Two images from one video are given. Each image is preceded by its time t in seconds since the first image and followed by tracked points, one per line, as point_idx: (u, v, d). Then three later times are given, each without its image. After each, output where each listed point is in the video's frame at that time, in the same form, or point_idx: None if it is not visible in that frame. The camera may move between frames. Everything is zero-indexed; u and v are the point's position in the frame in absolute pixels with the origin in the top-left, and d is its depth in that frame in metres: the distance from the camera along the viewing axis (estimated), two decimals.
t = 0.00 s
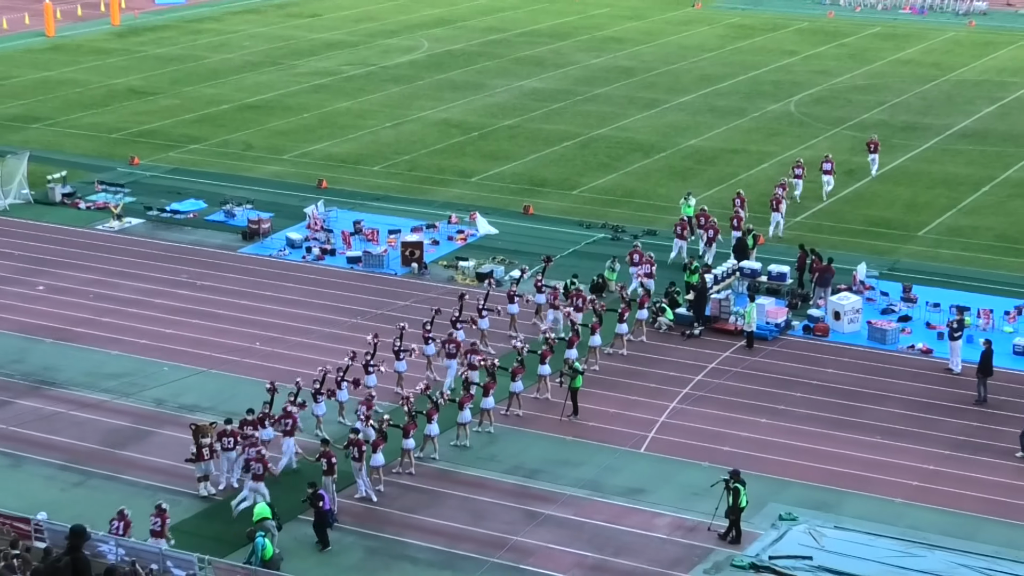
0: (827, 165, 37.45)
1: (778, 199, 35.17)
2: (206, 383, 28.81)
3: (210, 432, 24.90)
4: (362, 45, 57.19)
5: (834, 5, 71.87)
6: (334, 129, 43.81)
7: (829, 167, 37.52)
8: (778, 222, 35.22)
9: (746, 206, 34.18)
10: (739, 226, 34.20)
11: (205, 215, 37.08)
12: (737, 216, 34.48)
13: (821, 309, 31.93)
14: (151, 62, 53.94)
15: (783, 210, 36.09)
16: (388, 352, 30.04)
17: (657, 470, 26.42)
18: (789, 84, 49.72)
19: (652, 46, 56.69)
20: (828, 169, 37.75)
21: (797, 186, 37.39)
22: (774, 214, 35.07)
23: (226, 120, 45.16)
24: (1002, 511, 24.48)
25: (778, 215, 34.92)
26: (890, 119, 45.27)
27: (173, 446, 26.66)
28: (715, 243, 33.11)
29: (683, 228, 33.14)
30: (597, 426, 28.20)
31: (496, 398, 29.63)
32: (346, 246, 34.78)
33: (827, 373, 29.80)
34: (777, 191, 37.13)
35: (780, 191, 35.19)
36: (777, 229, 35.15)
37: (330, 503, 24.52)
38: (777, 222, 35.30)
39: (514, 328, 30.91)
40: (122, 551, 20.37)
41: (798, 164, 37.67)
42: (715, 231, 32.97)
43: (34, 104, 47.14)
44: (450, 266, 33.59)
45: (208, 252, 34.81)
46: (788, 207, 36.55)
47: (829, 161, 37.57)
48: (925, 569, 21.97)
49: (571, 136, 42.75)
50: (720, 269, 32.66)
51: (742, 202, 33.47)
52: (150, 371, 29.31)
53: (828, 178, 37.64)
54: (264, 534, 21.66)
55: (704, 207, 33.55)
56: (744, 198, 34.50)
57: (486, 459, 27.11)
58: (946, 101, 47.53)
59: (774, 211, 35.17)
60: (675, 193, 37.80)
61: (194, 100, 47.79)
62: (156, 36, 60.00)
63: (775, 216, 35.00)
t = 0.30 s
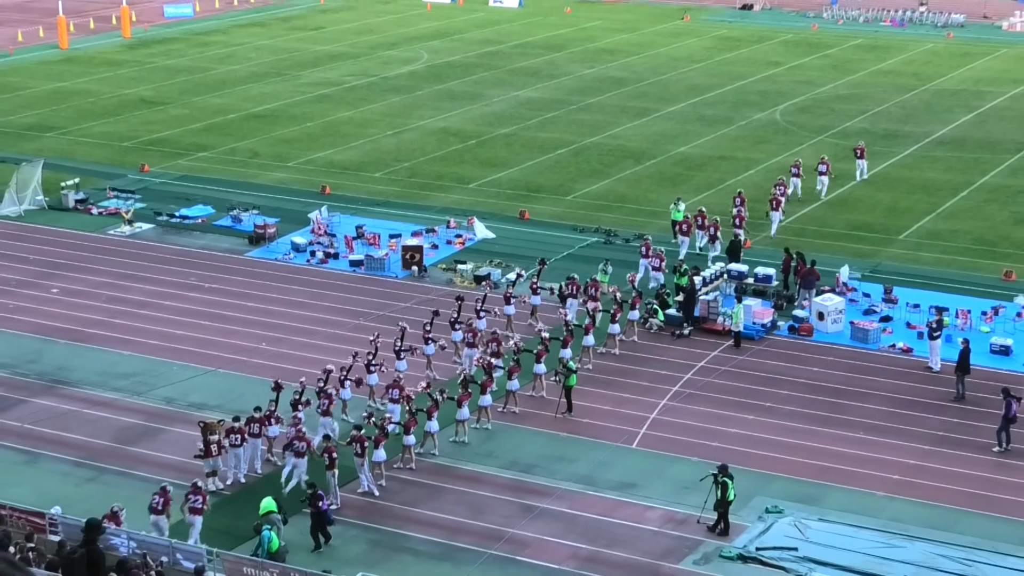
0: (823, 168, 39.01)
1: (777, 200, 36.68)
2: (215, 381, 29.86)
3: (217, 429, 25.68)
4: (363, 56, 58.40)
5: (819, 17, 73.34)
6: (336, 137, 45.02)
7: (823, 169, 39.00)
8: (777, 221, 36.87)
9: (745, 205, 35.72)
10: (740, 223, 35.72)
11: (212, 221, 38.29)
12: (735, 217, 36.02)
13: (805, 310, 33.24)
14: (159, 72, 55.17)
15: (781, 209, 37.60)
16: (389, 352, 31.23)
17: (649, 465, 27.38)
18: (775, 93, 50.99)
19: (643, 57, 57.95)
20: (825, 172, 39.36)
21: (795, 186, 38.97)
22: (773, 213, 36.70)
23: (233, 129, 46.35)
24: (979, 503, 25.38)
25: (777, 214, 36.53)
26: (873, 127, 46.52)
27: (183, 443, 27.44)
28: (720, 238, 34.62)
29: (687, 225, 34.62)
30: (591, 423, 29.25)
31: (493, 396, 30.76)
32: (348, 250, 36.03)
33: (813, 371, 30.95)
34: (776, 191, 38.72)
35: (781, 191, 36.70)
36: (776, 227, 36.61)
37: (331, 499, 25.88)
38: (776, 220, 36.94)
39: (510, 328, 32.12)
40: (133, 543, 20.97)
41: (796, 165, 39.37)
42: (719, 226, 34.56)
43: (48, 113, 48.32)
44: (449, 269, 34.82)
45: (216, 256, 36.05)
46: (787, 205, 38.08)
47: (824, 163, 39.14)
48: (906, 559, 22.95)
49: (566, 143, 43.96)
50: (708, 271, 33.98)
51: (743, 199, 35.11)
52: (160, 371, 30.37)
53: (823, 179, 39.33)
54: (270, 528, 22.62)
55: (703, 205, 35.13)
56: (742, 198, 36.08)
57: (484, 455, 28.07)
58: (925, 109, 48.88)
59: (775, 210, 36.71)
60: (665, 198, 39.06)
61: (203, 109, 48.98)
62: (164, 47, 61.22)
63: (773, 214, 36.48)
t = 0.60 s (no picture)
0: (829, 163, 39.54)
1: (784, 197, 37.13)
2: (210, 384, 29.85)
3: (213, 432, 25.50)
4: (359, 60, 58.50)
5: (813, 20, 73.56)
6: (333, 141, 45.12)
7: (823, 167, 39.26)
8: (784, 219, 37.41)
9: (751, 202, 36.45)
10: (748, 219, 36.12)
11: (209, 224, 38.38)
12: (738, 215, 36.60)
13: (800, 313, 33.28)
14: (156, 77, 55.23)
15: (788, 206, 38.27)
16: (384, 355, 31.25)
17: (644, 467, 27.36)
18: (770, 97, 51.13)
19: (637, 61, 58.08)
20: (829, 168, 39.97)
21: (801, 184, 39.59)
22: (780, 212, 37.28)
23: (230, 133, 46.43)
24: (974, 505, 25.40)
25: (784, 211, 37.10)
26: (867, 130, 46.63)
27: (178, 445, 27.38)
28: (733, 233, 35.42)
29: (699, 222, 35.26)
30: (587, 425, 29.25)
31: (489, 399, 30.72)
32: (344, 253, 36.10)
33: (808, 374, 31.01)
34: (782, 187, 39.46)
35: (787, 188, 37.20)
36: (783, 223, 37.32)
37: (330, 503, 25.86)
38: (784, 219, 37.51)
39: (507, 331, 32.15)
40: (129, 547, 20.95)
41: (801, 163, 40.09)
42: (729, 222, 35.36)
43: (45, 117, 48.40)
44: (445, 271, 34.92)
45: (212, 260, 36.10)
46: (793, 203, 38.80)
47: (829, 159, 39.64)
48: (901, 561, 22.95)
49: (561, 147, 44.05)
50: (703, 274, 34.12)
51: (750, 194, 35.90)
52: (156, 374, 30.38)
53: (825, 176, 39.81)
54: (266, 532, 22.61)
55: (707, 204, 35.92)
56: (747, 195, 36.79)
57: (479, 457, 28.03)
58: (919, 112, 49.03)
59: (782, 206, 37.32)
60: (660, 201, 39.18)
61: (199, 114, 49.06)
62: (161, 52, 61.30)
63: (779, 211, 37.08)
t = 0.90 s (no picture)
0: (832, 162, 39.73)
1: (790, 196, 37.49)
2: (206, 388, 29.81)
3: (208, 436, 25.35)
4: (354, 63, 58.49)
5: (807, 23, 73.63)
6: (327, 144, 45.12)
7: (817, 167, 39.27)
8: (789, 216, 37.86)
9: (756, 200, 36.92)
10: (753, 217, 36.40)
11: (204, 228, 38.37)
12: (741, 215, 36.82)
13: (795, 315, 33.25)
14: (150, 80, 55.21)
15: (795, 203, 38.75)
16: (380, 358, 31.22)
17: (640, 470, 27.36)
18: (764, 100, 51.17)
19: (632, 64, 58.11)
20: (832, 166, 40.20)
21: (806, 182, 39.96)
22: (787, 209, 37.77)
23: (225, 136, 46.42)
24: (970, 508, 25.42)
25: (790, 209, 37.61)
26: (861, 133, 46.67)
27: (173, 449, 27.36)
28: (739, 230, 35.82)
29: (708, 219, 35.59)
30: (582, 428, 29.25)
31: (484, 402, 30.69)
32: (339, 256, 36.11)
33: (803, 377, 31.02)
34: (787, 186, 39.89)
35: (795, 186, 37.64)
36: (788, 221, 37.91)
37: (325, 505, 25.71)
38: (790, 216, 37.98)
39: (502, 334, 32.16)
40: (125, 551, 20.87)
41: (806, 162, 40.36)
42: (738, 218, 35.85)
43: (39, 120, 48.36)
44: (440, 275, 34.94)
45: (207, 264, 36.08)
46: (800, 200, 39.35)
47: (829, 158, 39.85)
48: (897, 564, 22.95)
49: (556, 150, 44.07)
50: (698, 278, 34.18)
51: (754, 191, 36.37)
52: (152, 378, 30.34)
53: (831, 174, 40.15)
54: (261, 535, 22.58)
55: (710, 203, 36.34)
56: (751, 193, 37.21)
57: (474, 460, 28.01)
58: (913, 115, 49.09)
59: (788, 204, 37.84)
60: (654, 204, 39.21)
61: (194, 117, 49.04)
62: (156, 56, 61.27)
63: (786, 209, 37.49)
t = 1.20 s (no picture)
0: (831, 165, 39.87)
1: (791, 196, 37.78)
2: (198, 392, 29.79)
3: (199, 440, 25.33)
4: (347, 67, 58.47)
5: (799, 26, 73.65)
6: (319, 148, 45.12)
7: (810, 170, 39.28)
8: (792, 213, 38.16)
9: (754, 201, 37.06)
10: (753, 217, 36.50)
11: (196, 231, 38.37)
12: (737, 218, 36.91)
13: (788, 318, 33.27)
14: (142, 84, 55.18)
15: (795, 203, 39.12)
16: (372, 362, 31.20)
17: (632, 473, 27.36)
18: (756, 103, 51.21)
19: (624, 67, 58.14)
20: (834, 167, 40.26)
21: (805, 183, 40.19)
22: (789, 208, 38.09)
23: (217, 140, 46.41)
24: (961, 510, 25.44)
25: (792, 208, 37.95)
26: (854, 136, 46.72)
27: (165, 453, 27.33)
28: (742, 229, 36.08)
29: (713, 217, 35.78)
30: (575, 431, 29.25)
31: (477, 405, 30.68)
32: (332, 260, 36.12)
33: (795, 380, 31.04)
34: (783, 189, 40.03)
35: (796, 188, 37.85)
36: (792, 218, 38.24)
37: (320, 509, 25.74)
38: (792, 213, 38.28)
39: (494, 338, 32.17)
40: (116, 555, 20.86)
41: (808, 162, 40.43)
42: (743, 217, 36.11)
43: (31, 124, 48.33)
44: (432, 279, 34.96)
45: (199, 267, 36.06)
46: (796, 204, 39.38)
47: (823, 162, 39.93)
48: (889, 566, 22.95)
49: (548, 153, 44.09)
50: (691, 281, 34.24)
51: (756, 191, 36.60)
52: (144, 382, 30.30)
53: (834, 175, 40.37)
54: (254, 540, 22.54)
55: (713, 201, 36.57)
56: (750, 194, 37.46)
57: (467, 464, 28.00)
58: (905, 118, 49.15)
59: (790, 204, 38.15)
60: (647, 207, 39.24)
61: (186, 121, 49.02)
62: (149, 60, 61.23)
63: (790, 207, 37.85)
